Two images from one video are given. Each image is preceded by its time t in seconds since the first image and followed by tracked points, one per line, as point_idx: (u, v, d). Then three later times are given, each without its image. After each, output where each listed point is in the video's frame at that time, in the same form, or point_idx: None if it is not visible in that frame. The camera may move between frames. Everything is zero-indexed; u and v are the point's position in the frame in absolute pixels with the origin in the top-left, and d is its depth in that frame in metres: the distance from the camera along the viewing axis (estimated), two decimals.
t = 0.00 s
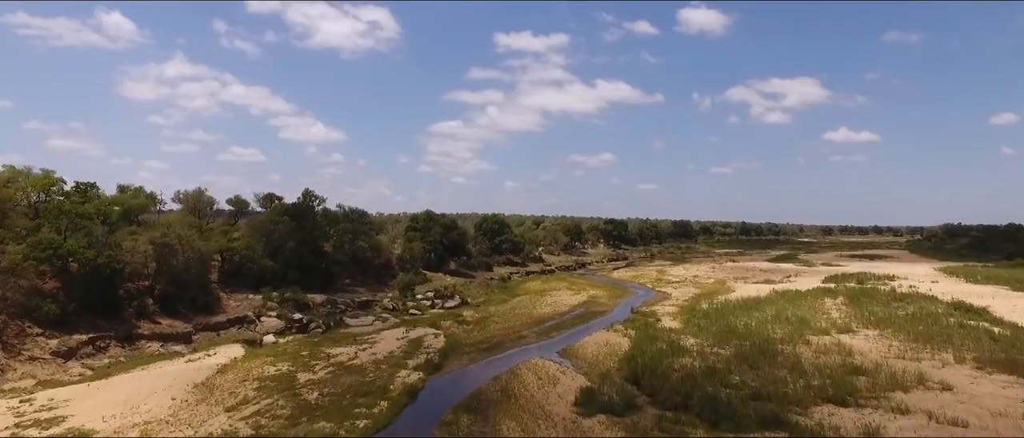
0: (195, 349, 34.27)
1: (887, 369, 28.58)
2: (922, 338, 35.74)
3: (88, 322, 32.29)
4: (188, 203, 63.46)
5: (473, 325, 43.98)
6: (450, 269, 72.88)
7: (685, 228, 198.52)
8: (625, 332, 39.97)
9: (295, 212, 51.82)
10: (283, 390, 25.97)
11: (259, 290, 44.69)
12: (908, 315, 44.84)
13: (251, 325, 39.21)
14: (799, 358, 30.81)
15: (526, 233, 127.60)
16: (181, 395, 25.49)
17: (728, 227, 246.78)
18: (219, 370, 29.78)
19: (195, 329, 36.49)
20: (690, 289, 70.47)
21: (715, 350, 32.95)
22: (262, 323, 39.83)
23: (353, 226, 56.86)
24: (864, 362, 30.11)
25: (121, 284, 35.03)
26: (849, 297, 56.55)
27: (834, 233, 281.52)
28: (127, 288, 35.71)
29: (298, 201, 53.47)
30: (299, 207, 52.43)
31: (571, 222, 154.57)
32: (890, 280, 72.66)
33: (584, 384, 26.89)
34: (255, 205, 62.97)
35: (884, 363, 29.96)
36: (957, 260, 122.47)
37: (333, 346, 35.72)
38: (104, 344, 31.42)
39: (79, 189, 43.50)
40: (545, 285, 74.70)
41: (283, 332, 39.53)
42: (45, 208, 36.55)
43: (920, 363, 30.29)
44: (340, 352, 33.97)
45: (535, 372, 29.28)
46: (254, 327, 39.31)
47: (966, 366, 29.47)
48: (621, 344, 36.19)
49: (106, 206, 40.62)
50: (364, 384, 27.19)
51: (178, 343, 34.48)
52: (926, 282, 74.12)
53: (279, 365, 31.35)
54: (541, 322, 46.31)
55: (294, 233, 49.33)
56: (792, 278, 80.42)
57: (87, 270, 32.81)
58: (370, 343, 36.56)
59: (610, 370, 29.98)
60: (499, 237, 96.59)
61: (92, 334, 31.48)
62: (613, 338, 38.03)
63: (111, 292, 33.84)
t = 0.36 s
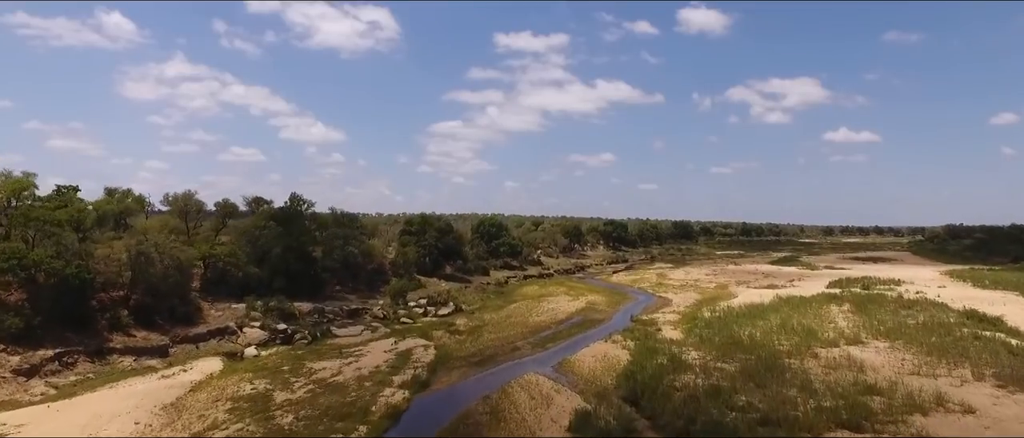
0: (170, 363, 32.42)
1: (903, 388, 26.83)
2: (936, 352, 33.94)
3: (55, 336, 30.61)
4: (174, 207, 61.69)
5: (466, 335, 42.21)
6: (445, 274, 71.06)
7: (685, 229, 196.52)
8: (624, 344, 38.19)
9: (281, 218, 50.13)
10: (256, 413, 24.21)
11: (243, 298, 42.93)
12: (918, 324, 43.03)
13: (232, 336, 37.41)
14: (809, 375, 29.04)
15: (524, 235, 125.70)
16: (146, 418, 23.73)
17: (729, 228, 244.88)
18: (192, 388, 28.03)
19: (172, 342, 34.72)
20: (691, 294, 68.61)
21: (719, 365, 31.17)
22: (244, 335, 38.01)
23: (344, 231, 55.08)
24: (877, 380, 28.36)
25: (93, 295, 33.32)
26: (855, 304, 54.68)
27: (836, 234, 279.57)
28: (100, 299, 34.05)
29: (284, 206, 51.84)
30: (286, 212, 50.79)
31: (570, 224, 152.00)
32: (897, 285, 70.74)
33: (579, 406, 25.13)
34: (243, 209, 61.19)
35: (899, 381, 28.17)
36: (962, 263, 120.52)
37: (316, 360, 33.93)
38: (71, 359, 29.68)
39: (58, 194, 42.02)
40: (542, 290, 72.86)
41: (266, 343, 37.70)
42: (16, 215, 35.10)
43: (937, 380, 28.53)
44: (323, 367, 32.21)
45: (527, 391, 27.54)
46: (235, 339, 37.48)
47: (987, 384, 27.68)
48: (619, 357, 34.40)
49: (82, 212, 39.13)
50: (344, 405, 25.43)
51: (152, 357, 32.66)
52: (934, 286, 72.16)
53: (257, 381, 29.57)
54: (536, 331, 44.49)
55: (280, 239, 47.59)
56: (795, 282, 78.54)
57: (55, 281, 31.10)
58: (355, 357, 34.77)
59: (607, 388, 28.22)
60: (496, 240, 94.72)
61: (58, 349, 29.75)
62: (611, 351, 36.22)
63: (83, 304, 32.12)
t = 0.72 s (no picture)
0: (143, 379, 30.62)
1: (921, 409, 25.06)
2: (952, 366, 32.16)
3: (20, 351, 29.02)
4: (160, 210, 59.94)
5: (458, 346, 40.43)
6: (440, 279, 69.29)
7: (686, 230, 194.74)
8: (623, 356, 36.38)
9: (267, 223, 48.49)
10: None
11: (227, 307, 41.21)
12: (930, 334, 41.24)
13: (211, 348, 35.64)
14: (820, 394, 27.21)
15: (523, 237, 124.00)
16: None
17: (730, 228, 243.02)
18: (161, 409, 26.27)
19: (147, 355, 32.98)
20: (693, 300, 66.85)
21: (723, 382, 29.37)
22: (225, 347, 36.23)
23: (334, 237, 53.38)
24: (892, 399, 26.58)
25: (61, 308, 31.68)
26: (862, 311, 52.87)
27: (837, 235, 277.67)
28: (70, 310, 32.39)
29: (270, 211, 50.20)
30: (273, 218, 49.19)
31: (570, 225, 150.11)
32: (904, 291, 68.81)
33: (574, 430, 23.38)
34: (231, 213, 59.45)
35: (916, 401, 26.37)
36: (968, 265, 118.64)
37: (298, 375, 32.14)
38: (35, 376, 27.98)
39: (33, 200, 40.45)
40: (540, 295, 71.06)
41: (247, 356, 35.93)
42: None
43: (956, 400, 26.77)
44: (304, 384, 30.43)
45: (519, 412, 25.80)
46: (215, 351, 35.67)
47: (1011, 405, 25.89)
48: (617, 372, 32.63)
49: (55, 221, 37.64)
50: (321, 429, 23.67)
51: (125, 371, 30.90)
52: (942, 291, 70.27)
53: (232, 400, 27.82)
54: (532, 341, 42.71)
55: (267, 245, 45.89)
56: (799, 287, 76.65)
57: (20, 293, 29.65)
58: (340, 371, 32.99)
59: (605, 408, 26.44)
60: (494, 243, 92.94)
61: (21, 365, 28.05)
62: (610, 365, 34.41)
63: (50, 317, 30.54)
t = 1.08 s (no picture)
0: (113, 397, 28.82)
1: (942, 434, 23.30)
2: (969, 382, 30.39)
3: None
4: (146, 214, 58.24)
5: (450, 358, 38.63)
6: (435, 285, 67.51)
7: (686, 231, 192.98)
8: (622, 370, 34.57)
9: (253, 229, 46.72)
10: None
11: (208, 317, 39.48)
12: (943, 345, 39.45)
13: (189, 362, 33.84)
14: (832, 416, 25.41)
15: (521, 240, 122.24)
16: None
17: (730, 229, 241.16)
18: (126, 432, 24.51)
19: (119, 370, 31.22)
20: (694, 306, 65.02)
21: (728, 401, 27.60)
22: (204, 360, 34.41)
23: (324, 242, 51.59)
24: (910, 422, 24.81)
25: (27, 321, 29.95)
26: (870, 319, 51.09)
27: (838, 235, 275.89)
28: (36, 324, 30.69)
29: (257, 216, 48.36)
30: (258, 223, 47.43)
31: (569, 227, 148.30)
32: (912, 296, 66.99)
33: None
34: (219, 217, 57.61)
35: (936, 424, 24.59)
36: (973, 268, 116.87)
37: (277, 392, 30.32)
38: None
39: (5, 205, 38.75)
40: (538, 300, 69.27)
41: (227, 369, 34.10)
42: None
43: (978, 423, 25.01)
44: (283, 402, 28.64)
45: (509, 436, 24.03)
46: (193, 365, 33.84)
47: None
48: (616, 388, 30.82)
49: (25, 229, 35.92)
50: None
51: (93, 388, 29.15)
52: (950, 297, 68.44)
53: (204, 421, 26.05)
54: (527, 353, 40.89)
55: (251, 252, 44.12)
56: (803, 291, 74.79)
57: None
58: (322, 388, 31.21)
59: (602, 431, 24.68)
60: (491, 246, 91.14)
61: None
62: (608, 380, 32.61)
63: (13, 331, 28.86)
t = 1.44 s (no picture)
0: (82, 415, 27.22)
1: None
2: (987, 399, 28.83)
3: None
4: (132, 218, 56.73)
5: (442, 369, 37.07)
6: (430, 290, 65.92)
7: (687, 232, 191.40)
8: (621, 384, 32.96)
9: (239, 235, 45.21)
10: None
11: (190, 327, 37.97)
12: (956, 356, 37.89)
13: (167, 376, 32.18)
14: None
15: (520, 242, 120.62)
16: None
17: (731, 230, 239.51)
18: None
19: (91, 384, 29.68)
20: (695, 311, 63.39)
21: (733, 420, 26.05)
22: (183, 373, 32.73)
23: (313, 247, 50.01)
24: None
25: None
26: (878, 327, 49.47)
27: (839, 236, 274.18)
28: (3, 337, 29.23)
29: (242, 220, 46.86)
30: (245, 229, 45.90)
31: (569, 228, 146.70)
32: (919, 302, 65.31)
33: None
34: (207, 220, 56.07)
35: None
36: (978, 271, 115.20)
37: (257, 410, 28.76)
38: None
39: None
40: (535, 305, 67.63)
41: (207, 383, 32.43)
42: None
43: None
44: (262, 421, 27.09)
45: None
46: (171, 379, 32.22)
47: None
48: (614, 404, 29.24)
49: None
50: None
51: (61, 406, 27.60)
52: (958, 302, 66.72)
53: None
54: (522, 364, 39.27)
55: (236, 259, 42.61)
56: (807, 296, 73.12)
57: None
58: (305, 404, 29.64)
59: None
60: (488, 249, 89.54)
61: None
62: (606, 395, 31.00)
63: None
